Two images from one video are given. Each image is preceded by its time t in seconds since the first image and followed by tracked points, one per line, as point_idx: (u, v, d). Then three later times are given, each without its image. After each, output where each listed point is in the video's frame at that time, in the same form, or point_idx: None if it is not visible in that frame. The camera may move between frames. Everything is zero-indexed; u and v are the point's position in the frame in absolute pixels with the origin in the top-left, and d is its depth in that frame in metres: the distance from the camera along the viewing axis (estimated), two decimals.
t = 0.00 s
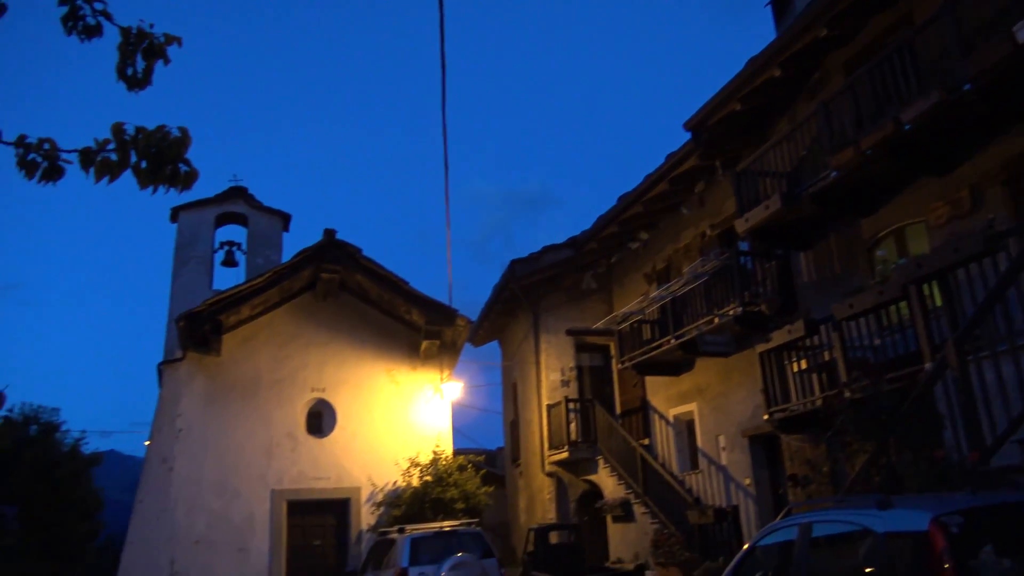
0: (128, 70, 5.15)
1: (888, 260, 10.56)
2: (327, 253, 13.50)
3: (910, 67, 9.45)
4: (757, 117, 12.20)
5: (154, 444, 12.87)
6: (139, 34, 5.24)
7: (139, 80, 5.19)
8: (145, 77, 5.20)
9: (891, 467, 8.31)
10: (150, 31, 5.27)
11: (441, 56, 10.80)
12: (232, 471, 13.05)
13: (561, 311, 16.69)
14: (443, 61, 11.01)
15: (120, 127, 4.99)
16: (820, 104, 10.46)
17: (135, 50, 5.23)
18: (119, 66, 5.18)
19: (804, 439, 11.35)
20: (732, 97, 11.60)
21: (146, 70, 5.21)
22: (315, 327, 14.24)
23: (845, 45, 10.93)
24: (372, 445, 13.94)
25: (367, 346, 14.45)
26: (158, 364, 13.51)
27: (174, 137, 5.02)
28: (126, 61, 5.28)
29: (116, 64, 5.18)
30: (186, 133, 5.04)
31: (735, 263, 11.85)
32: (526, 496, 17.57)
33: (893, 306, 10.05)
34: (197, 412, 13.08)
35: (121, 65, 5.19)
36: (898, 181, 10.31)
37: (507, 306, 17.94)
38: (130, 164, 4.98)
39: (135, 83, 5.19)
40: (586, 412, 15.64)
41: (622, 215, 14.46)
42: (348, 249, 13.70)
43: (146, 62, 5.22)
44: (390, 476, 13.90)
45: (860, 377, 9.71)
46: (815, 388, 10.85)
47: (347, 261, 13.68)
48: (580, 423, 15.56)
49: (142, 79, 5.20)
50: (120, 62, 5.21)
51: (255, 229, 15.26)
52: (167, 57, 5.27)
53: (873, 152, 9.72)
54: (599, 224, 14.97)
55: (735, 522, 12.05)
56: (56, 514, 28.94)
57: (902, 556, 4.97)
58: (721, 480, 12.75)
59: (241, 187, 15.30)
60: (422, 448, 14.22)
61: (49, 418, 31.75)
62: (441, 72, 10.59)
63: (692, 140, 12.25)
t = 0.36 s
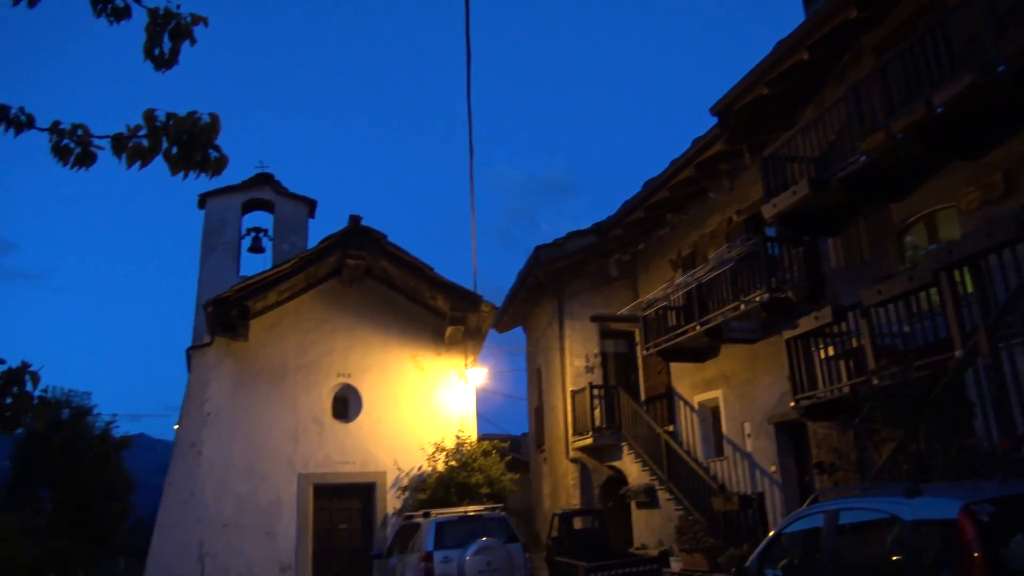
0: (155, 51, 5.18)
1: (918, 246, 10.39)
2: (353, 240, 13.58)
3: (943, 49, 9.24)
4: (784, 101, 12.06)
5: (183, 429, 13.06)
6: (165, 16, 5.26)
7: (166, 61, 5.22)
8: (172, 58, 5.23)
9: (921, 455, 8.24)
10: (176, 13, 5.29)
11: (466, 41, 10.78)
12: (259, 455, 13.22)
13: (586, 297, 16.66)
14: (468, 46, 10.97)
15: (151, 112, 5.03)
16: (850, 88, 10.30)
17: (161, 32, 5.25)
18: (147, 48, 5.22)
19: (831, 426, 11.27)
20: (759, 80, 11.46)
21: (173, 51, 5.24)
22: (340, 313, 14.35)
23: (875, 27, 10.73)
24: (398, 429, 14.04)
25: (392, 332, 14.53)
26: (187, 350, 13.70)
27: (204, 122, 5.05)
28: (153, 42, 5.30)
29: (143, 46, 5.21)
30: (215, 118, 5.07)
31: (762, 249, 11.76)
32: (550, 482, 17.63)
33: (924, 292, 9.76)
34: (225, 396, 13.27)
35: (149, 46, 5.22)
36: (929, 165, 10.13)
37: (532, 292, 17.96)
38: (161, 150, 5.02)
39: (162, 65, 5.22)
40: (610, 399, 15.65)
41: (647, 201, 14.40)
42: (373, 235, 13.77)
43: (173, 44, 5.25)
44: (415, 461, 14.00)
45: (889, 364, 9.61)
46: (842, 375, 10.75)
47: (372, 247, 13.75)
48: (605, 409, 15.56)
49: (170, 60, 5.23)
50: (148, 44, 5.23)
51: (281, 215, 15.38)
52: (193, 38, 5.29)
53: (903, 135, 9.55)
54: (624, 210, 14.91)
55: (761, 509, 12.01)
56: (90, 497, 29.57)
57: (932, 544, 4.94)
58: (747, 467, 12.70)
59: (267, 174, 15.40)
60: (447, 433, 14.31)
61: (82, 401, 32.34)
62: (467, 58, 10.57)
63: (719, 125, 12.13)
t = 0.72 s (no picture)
0: (181, 43, 5.22)
1: (945, 233, 10.26)
2: (374, 230, 13.65)
3: (971, 32, 9.06)
4: (808, 88, 11.93)
5: (208, 418, 13.20)
6: (191, 7, 5.29)
7: (191, 53, 5.26)
8: (196, 50, 5.26)
9: (947, 444, 8.17)
10: (200, 4, 5.32)
11: (486, 29, 10.77)
12: (283, 443, 13.35)
13: (607, 286, 16.62)
14: (488, 36, 10.94)
15: (177, 102, 5.06)
16: (875, 73, 10.16)
17: (187, 23, 5.28)
18: (172, 39, 5.25)
19: (855, 415, 11.18)
20: (783, 67, 11.33)
21: (198, 43, 5.27)
22: (363, 302, 14.43)
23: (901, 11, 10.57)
24: (421, 418, 14.12)
25: (414, 321, 14.59)
26: (210, 340, 13.83)
27: (228, 112, 5.08)
28: (178, 34, 5.34)
29: (169, 37, 5.25)
30: (240, 108, 5.10)
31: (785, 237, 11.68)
32: (572, 471, 17.65)
33: (951, 279, 9.40)
34: (249, 386, 13.40)
35: (175, 38, 5.25)
36: (956, 151, 9.97)
37: (553, 282, 17.96)
38: (186, 140, 5.06)
39: (187, 56, 5.25)
40: (632, 387, 15.64)
41: (669, 190, 14.33)
42: (395, 225, 13.82)
43: (198, 36, 5.28)
44: (438, 450, 14.07)
45: (915, 353, 9.53)
46: (867, 364, 10.65)
47: (394, 237, 13.80)
48: (627, 398, 15.55)
49: (194, 52, 5.27)
50: (173, 36, 5.27)
51: (304, 206, 15.47)
52: (218, 29, 5.32)
53: (930, 121, 9.39)
54: (646, 198, 14.85)
55: (784, 498, 11.97)
56: (116, 484, 30.03)
57: (959, 533, 4.91)
58: (770, 456, 12.66)
59: (289, 164, 15.48)
60: (470, 421, 14.36)
61: (108, 391, 32.73)
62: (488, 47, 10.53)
63: (741, 112, 12.04)
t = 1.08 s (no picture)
0: (203, 34, 5.25)
1: (973, 219, 10.12)
2: (396, 220, 13.68)
3: (999, 13, 8.84)
4: (833, 72, 11.78)
5: (233, 407, 13.36)
6: None
7: (213, 44, 5.29)
8: (218, 41, 5.29)
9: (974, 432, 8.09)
10: None
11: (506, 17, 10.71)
12: (308, 432, 13.51)
13: (629, 274, 16.57)
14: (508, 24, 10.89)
15: (202, 93, 5.10)
16: (902, 56, 9.98)
17: (209, 14, 5.31)
18: (194, 30, 5.28)
19: (881, 403, 11.06)
20: (807, 51, 11.18)
21: (220, 34, 5.30)
22: (385, 291, 14.50)
23: None
24: (445, 406, 14.19)
25: (436, 310, 14.63)
26: (235, 330, 13.98)
27: (252, 103, 5.11)
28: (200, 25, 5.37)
29: (191, 28, 5.27)
30: (264, 98, 5.14)
31: (809, 223, 11.57)
32: (594, 460, 17.67)
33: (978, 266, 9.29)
34: (274, 375, 13.60)
35: (197, 29, 5.28)
36: (984, 135, 9.78)
37: (575, 270, 17.94)
38: (210, 131, 5.10)
39: (209, 47, 5.28)
40: (654, 375, 15.61)
41: (691, 177, 14.24)
42: (416, 215, 13.84)
43: (219, 26, 5.31)
44: (461, 438, 14.13)
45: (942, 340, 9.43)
46: (893, 351, 10.55)
47: (415, 226, 13.82)
48: (649, 385, 15.53)
49: (216, 43, 5.30)
50: (195, 27, 5.30)
51: (326, 196, 15.54)
52: (239, 19, 5.34)
53: (958, 105, 9.20)
54: (667, 186, 14.77)
55: (808, 487, 11.92)
56: (144, 472, 30.54)
57: (986, 521, 4.88)
58: (794, 444, 12.61)
59: (311, 155, 15.55)
60: (494, 410, 14.40)
61: (134, 380, 33.14)
62: (508, 35, 10.47)
63: (764, 98, 11.91)
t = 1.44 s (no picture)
0: (221, 24, 5.28)
1: (1002, 206, 9.87)
2: (418, 211, 13.74)
3: None
4: (858, 59, 11.63)
5: (258, 397, 13.49)
6: None
7: (232, 34, 5.32)
8: (237, 30, 5.33)
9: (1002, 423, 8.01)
10: None
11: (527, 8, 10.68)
12: (332, 422, 13.63)
13: (652, 264, 16.50)
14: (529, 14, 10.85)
15: (229, 89, 5.16)
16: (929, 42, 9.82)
17: (228, 4, 5.35)
18: (212, 19, 5.32)
19: (907, 393, 10.95)
20: (832, 37, 11.04)
21: (238, 24, 5.33)
22: (408, 282, 14.56)
23: None
24: (468, 396, 14.24)
25: (458, 301, 14.67)
26: (258, 321, 14.10)
27: (279, 98, 5.16)
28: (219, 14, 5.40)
29: (209, 17, 5.31)
30: (290, 93, 5.18)
31: (834, 212, 11.45)
32: (616, 450, 17.66)
33: (1007, 254, 9.09)
34: (298, 366, 13.73)
35: (215, 20, 5.32)
36: (1014, 122, 9.60)
37: (597, 260, 17.91)
38: (238, 126, 5.16)
39: (228, 38, 5.32)
40: (677, 365, 15.57)
41: (714, 166, 14.16)
42: (438, 206, 13.88)
43: (239, 17, 5.34)
44: (484, 428, 14.18)
45: (970, 330, 9.31)
46: (920, 341, 10.42)
47: (437, 217, 13.86)
48: (672, 376, 15.49)
49: (235, 33, 5.33)
50: (214, 17, 5.34)
51: (348, 187, 15.62)
52: (259, 10, 5.39)
53: (986, 92, 9.04)
54: (690, 175, 14.69)
55: (833, 477, 11.85)
56: (171, 460, 30.94)
57: (1016, 513, 4.83)
58: (819, 435, 12.54)
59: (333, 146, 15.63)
60: (517, 400, 14.43)
61: (162, 370, 33.55)
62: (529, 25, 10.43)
63: (788, 85, 11.79)
